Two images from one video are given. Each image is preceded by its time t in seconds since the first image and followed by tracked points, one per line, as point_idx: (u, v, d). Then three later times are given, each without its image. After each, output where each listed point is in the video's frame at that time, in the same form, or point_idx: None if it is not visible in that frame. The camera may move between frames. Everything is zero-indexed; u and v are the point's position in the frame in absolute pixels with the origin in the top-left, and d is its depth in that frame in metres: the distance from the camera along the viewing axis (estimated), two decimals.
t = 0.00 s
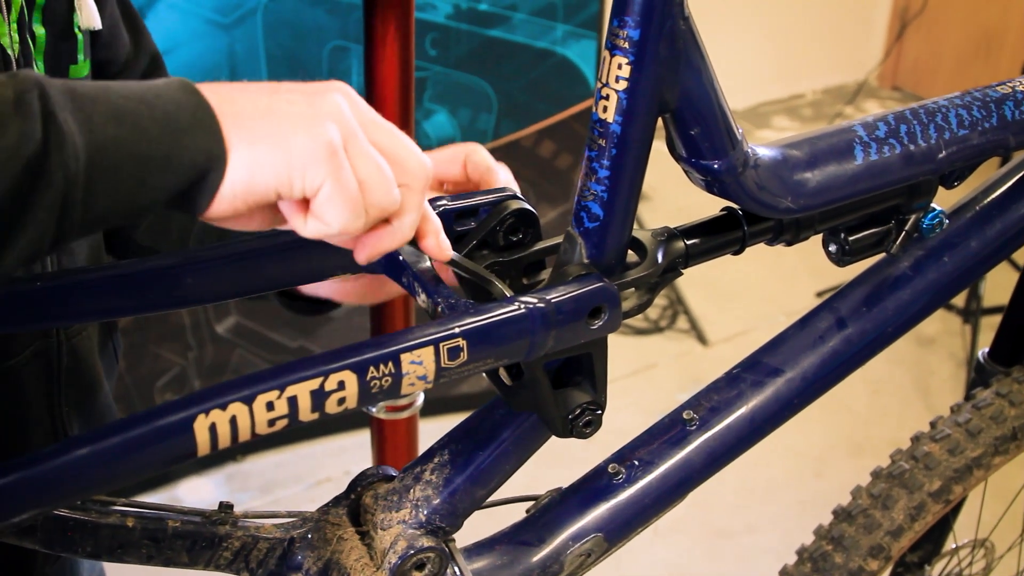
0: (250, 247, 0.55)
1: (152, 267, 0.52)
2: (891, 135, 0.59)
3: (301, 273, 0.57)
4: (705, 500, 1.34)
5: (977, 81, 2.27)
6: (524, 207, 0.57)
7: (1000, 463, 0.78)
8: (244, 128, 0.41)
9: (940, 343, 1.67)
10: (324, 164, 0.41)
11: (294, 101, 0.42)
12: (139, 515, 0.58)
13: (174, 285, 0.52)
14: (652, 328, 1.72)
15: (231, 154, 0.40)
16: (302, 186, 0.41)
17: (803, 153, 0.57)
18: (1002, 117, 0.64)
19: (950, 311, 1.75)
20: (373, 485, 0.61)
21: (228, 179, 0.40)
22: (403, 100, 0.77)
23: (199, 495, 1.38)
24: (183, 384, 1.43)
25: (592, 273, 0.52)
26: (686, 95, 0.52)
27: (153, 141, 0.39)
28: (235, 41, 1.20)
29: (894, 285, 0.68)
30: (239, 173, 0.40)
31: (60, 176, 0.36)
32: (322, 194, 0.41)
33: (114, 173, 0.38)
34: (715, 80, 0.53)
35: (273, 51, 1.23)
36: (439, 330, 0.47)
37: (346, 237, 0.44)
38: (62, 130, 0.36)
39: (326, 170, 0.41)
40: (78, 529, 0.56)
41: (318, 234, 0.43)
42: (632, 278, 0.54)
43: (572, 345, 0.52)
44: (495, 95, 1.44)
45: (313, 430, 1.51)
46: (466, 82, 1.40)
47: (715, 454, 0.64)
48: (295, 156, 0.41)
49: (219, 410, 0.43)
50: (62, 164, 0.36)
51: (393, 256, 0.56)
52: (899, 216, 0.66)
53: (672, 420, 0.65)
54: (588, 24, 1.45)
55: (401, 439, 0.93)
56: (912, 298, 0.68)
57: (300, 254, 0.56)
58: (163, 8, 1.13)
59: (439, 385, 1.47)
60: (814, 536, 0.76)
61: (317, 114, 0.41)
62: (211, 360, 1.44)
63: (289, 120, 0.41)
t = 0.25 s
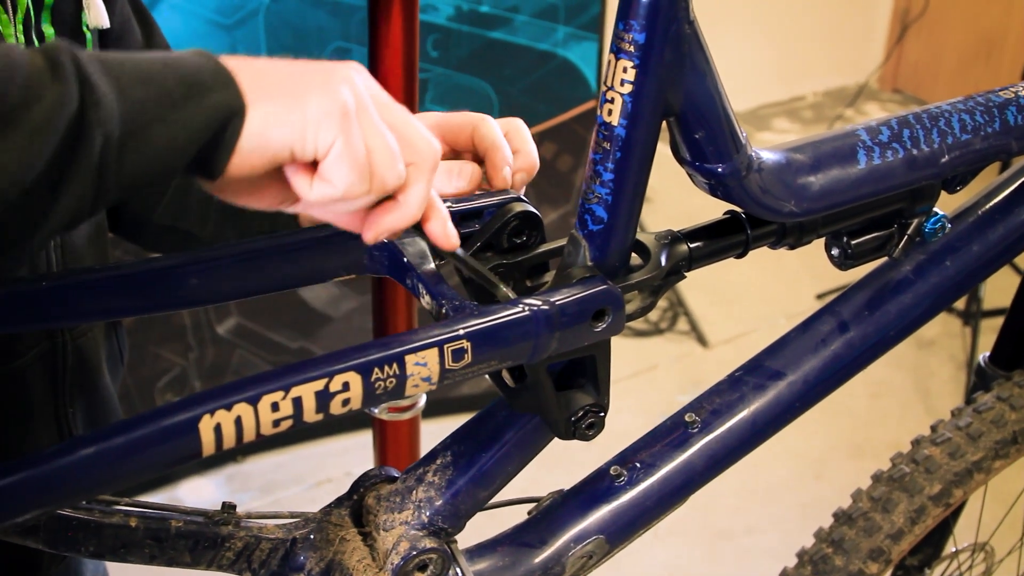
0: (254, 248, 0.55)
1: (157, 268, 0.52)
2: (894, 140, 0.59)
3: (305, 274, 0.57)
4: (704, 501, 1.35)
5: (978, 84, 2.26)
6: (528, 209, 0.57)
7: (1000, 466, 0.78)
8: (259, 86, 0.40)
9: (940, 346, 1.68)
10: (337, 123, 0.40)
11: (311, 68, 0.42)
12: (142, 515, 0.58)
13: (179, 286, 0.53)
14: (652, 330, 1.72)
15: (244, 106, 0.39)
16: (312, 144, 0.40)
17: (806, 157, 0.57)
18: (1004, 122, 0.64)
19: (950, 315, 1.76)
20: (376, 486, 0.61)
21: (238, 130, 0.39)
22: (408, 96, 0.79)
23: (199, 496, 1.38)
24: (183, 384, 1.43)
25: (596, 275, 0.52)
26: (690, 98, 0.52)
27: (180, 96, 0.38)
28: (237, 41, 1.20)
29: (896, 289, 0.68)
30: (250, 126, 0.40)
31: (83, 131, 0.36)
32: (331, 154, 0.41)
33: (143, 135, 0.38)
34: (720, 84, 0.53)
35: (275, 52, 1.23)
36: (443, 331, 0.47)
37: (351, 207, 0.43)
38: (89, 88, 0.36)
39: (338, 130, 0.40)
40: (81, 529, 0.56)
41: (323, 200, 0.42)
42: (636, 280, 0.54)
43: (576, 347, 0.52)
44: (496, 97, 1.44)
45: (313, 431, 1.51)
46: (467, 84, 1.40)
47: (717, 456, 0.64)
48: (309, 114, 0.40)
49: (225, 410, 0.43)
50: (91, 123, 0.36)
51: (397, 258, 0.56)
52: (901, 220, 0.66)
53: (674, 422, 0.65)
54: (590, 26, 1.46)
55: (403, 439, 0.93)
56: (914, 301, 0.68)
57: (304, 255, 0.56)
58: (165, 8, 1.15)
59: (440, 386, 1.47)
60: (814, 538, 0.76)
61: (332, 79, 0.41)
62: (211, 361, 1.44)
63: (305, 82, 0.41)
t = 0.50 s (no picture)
0: (255, 250, 0.55)
1: (158, 271, 0.52)
2: (892, 139, 0.59)
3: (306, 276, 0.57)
4: (704, 501, 1.35)
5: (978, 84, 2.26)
6: (527, 209, 0.58)
7: (999, 465, 0.79)
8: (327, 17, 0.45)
9: (939, 345, 1.68)
10: (395, 60, 0.46)
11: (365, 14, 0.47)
12: (144, 517, 0.58)
13: (180, 288, 0.53)
14: (651, 331, 1.73)
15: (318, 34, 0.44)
16: (371, 75, 0.46)
17: (804, 157, 0.57)
18: (1002, 121, 0.64)
19: (949, 314, 1.76)
20: (377, 487, 0.61)
21: (304, 50, 0.43)
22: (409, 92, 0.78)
23: (200, 498, 1.38)
24: (183, 387, 1.43)
25: (595, 275, 0.52)
26: (688, 98, 0.52)
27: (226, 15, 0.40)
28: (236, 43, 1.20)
29: (894, 288, 0.68)
30: (312, 49, 0.43)
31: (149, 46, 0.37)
32: (384, 89, 0.46)
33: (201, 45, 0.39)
34: (718, 84, 0.54)
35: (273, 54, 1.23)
36: (444, 332, 0.47)
37: (386, 141, 0.48)
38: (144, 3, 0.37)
39: (397, 66, 0.46)
40: (83, 530, 0.56)
41: (367, 128, 0.48)
42: (635, 280, 0.54)
43: (576, 347, 0.52)
44: (494, 97, 1.43)
45: (313, 432, 1.51)
46: (466, 86, 1.39)
47: (716, 455, 0.64)
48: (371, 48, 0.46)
49: (226, 412, 0.43)
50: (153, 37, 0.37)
51: (397, 259, 0.57)
52: (899, 219, 0.66)
53: (674, 421, 0.65)
54: (588, 27, 1.47)
55: (403, 440, 0.94)
56: (912, 300, 0.68)
57: (305, 256, 0.56)
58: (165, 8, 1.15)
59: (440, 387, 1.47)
60: (814, 537, 0.76)
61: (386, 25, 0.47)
62: (211, 363, 1.44)
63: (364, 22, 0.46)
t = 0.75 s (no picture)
0: (254, 248, 0.55)
1: (159, 268, 0.52)
2: (890, 136, 0.60)
3: (304, 274, 0.57)
4: (703, 500, 1.35)
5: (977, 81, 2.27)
6: (526, 208, 0.58)
7: (998, 462, 0.79)
8: None
9: (938, 344, 1.68)
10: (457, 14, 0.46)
11: None
12: (144, 515, 0.58)
13: (179, 285, 0.53)
14: (651, 330, 1.73)
15: None
16: (436, 27, 0.45)
17: (803, 154, 0.57)
18: (1000, 118, 0.64)
19: (948, 312, 1.76)
20: (377, 485, 0.62)
21: None
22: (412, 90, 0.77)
23: (200, 498, 1.39)
24: (183, 387, 1.43)
25: (594, 272, 0.52)
26: (687, 95, 0.52)
27: None
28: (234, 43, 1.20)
29: (893, 285, 0.68)
30: None
31: None
32: (446, 42, 0.46)
33: None
34: (716, 81, 0.54)
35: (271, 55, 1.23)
36: (442, 329, 0.47)
37: (437, 101, 0.48)
38: None
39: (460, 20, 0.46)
40: (82, 528, 0.56)
41: (423, 84, 0.47)
42: (633, 278, 0.54)
43: (575, 344, 0.52)
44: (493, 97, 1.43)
45: (313, 432, 1.51)
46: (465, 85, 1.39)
47: (716, 452, 0.64)
48: None
49: (225, 409, 0.43)
50: None
51: (396, 256, 0.57)
52: (897, 216, 0.66)
53: (673, 419, 0.65)
54: (587, 27, 1.46)
55: (402, 439, 0.94)
56: (911, 298, 0.68)
57: (305, 254, 0.56)
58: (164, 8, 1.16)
59: (439, 387, 1.47)
60: (814, 535, 0.76)
61: None
62: (211, 363, 1.44)
63: None
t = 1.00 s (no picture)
0: (257, 247, 0.55)
1: (162, 268, 0.53)
2: (888, 135, 0.60)
3: (306, 273, 0.57)
4: (704, 499, 1.35)
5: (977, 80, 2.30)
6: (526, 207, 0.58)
7: (997, 458, 0.79)
8: None
9: (937, 342, 1.68)
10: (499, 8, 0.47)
11: None
12: (147, 514, 0.58)
13: (182, 285, 0.53)
14: (651, 329, 1.73)
15: None
16: (475, 13, 0.46)
17: (801, 153, 0.57)
18: (997, 116, 0.64)
19: (947, 310, 1.76)
20: (378, 483, 0.62)
21: None
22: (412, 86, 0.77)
23: (201, 498, 1.39)
24: (184, 388, 1.43)
25: (594, 271, 0.53)
26: (686, 95, 0.52)
27: None
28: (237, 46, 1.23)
29: (892, 282, 0.69)
30: None
31: None
32: (484, 29, 0.47)
33: None
34: (716, 80, 0.54)
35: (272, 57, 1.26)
36: (445, 327, 0.47)
37: (468, 88, 0.48)
38: None
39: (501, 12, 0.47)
40: (86, 528, 0.56)
41: (457, 69, 0.47)
42: (634, 276, 0.55)
43: (576, 342, 0.52)
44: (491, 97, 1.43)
45: (314, 432, 1.51)
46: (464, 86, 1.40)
47: (716, 450, 0.65)
48: None
49: (229, 408, 0.44)
50: None
51: (397, 256, 0.57)
52: (895, 214, 0.66)
53: (673, 417, 0.66)
54: (586, 27, 1.47)
55: (403, 438, 0.94)
56: (910, 295, 0.69)
57: (307, 254, 0.57)
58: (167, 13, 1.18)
59: (439, 386, 1.47)
60: (814, 532, 0.77)
61: None
62: (212, 364, 1.44)
63: None
